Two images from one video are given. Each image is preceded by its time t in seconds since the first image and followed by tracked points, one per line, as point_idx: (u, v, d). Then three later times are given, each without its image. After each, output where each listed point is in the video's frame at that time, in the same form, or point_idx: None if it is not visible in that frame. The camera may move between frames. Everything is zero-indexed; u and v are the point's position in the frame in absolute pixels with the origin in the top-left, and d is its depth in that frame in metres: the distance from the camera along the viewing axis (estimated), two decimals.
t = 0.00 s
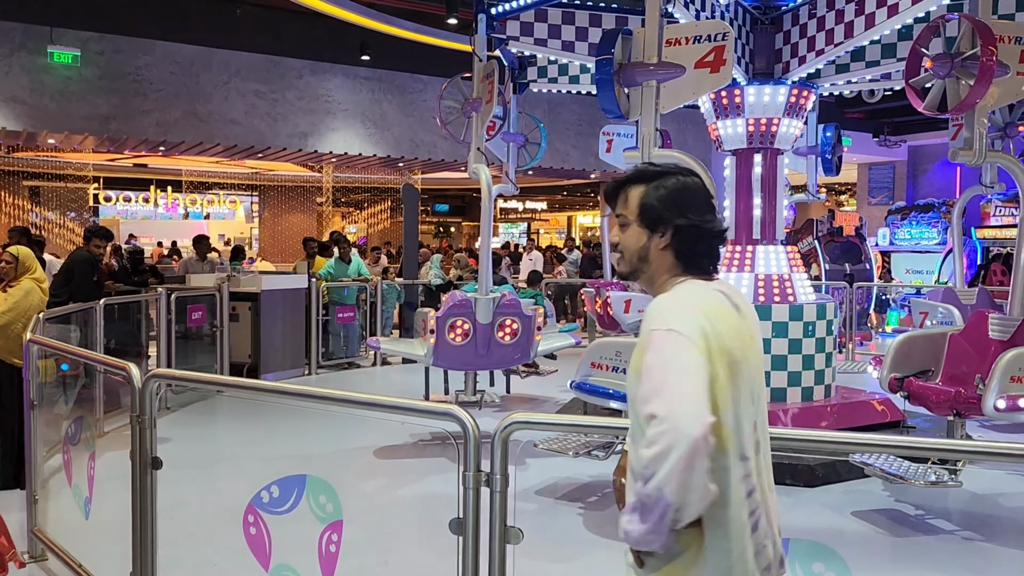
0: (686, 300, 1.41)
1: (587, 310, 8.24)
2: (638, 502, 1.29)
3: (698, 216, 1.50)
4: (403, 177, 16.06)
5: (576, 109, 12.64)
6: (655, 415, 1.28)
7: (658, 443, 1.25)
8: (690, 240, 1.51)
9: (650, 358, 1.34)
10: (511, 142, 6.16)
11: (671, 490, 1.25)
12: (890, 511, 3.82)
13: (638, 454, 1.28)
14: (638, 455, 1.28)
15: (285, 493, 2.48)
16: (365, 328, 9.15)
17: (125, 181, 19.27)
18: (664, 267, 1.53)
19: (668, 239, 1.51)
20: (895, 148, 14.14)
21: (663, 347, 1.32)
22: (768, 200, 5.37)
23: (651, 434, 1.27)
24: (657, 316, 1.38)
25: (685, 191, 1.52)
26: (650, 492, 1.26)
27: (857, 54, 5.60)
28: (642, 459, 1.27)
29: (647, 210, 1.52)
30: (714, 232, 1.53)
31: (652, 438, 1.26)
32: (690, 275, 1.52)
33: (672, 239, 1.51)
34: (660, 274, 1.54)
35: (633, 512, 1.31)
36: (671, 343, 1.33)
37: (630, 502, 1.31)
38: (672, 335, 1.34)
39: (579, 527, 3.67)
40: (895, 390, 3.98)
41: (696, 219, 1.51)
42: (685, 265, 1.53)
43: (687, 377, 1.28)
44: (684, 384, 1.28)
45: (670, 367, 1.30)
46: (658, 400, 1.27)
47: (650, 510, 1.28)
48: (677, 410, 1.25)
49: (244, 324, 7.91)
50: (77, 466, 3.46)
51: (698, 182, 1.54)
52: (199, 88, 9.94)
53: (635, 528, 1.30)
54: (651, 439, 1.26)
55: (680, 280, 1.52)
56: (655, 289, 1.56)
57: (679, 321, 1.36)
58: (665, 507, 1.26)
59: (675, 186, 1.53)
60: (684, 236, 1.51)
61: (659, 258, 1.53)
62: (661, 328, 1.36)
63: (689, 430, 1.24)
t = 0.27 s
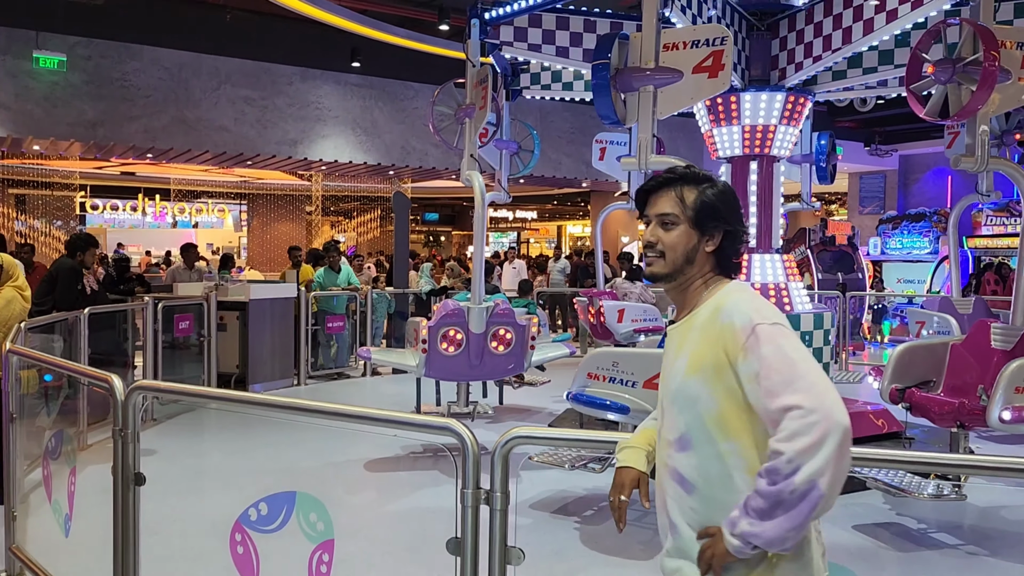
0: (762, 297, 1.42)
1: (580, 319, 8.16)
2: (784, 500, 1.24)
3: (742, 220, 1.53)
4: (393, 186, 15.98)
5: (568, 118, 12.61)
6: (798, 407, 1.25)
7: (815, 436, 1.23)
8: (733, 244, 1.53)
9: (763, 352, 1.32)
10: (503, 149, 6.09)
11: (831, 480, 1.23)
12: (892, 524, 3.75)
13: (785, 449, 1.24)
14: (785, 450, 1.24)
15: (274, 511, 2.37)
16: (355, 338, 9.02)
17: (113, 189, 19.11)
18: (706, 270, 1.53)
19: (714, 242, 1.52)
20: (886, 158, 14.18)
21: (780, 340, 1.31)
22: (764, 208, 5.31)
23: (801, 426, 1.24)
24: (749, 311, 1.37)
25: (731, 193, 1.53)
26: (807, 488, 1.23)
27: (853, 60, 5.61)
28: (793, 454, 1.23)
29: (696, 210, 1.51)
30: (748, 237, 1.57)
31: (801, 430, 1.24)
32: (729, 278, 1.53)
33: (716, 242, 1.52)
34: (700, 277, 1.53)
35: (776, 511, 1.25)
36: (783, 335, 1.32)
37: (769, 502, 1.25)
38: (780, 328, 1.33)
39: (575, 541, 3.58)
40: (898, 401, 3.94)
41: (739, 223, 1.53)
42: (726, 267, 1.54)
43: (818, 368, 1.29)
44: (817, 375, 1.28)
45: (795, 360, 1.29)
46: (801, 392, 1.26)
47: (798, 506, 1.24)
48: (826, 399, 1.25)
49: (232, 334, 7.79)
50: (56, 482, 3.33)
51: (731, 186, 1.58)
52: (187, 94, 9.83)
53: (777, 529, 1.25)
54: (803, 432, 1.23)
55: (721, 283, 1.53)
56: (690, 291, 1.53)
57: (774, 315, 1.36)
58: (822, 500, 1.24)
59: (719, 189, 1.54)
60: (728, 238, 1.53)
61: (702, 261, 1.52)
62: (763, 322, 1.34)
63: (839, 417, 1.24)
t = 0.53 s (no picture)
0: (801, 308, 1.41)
1: (573, 327, 8.08)
2: (869, 514, 1.23)
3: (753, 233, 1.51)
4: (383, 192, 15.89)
5: (560, 124, 12.56)
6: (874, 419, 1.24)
7: (900, 446, 1.22)
8: (744, 258, 1.51)
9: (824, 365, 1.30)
10: (495, 156, 6.03)
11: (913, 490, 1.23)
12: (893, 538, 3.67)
13: (868, 462, 1.22)
14: (869, 465, 1.22)
15: (258, 533, 2.29)
16: (345, 346, 8.91)
17: (101, 196, 18.96)
18: (719, 285, 1.49)
19: (728, 256, 1.49)
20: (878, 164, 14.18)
21: (845, 352, 1.30)
22: (759, 218, 5.24)
23: (883, 437, 1.23)
24: (800, 324, 1.35)
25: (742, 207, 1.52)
26: (895, 499, 1.22)
27: (848, 67, 5.59)
28: (878, 467, 1.21)
29: (712, 223, 1.47)
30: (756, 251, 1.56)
31: (886, 441, 1.22)
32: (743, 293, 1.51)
33: (729, 256, 1.50)
34: (715, 292, 1.49)
35: (861, 527, 1.24)
36: (844, 347, 1.31)
37: (853, 518, 1.23)
38: (838, 339, 1.32)
39: (569, 555, 3.48)
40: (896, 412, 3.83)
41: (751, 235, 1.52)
42: (738, 280, 1.51)
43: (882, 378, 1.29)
44: (884, 385, 1.28)
45: (860, 370, 1.29)
46: (875, 403, 1.25)
47: (887, 518, 1.22)
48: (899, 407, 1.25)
49: (220, 342, 7.69)
50: (34, 500, 3.22)
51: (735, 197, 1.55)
52: (175, 100, 9.72)
53: (863, 544, 1.23)
54: (885, 443, 1.22)
55: (736, 298, 1.50)
56: (706, 308, 1.49)
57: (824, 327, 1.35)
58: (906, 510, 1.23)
59: (731, 202, 1.52)
60: (740, 251, 1.51)
61: (716, 276, 1.49)
62: (818, 334, 1.33)
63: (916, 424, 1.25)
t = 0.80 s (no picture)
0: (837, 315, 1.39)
1: (562, 330, 8.02)
2: (924, 529, 1.21)
3: (769, 229, 1.49)
4: (371, 195, 15.79)
5: (548, 127, 12.51)
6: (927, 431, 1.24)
7: (954, 459, 1.22)
8: (762, 253, 1.49)
9: (872, 376, 1.29)
10: (483, 158, 5.97)
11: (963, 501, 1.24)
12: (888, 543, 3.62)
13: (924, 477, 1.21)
14: (926, 479, 1.21)
15: (239, 546, 2.22)
16: (331, 350, 8.80)
17: (85, 199, 18.77)
18: (737, 284, 1.46)
19: (747, 253, 1.47)
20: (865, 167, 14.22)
21: (890, 363, 1.30)
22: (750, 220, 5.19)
23: (939, 451, 1.22)
24: (842, 332, 1.33)
25: (759, 203, 1.50)
26: (948, 514, 1.22)
27: (839, 68, 5.58)
28: (936, 481, 1.20)
29: (730, 220, 1.45)
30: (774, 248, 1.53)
31: (941, 453, 1.22)
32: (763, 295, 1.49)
33: (748, 254, 1.47)
34: (732, 291, 1.46)
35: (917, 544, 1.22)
36: (887, 358, 1.31)
37: (908, 531, 1.21)
38: (879, 350, 1.32)
39: (560, 563, 3.40)
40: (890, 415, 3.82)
41: (770, 231, 1.49)
42: (756, 280, 1.48)
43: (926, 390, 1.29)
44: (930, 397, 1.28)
45: (908, 384, 1.28)
46: (927, 417, 1.25)
47: (938, 532, 1.22)
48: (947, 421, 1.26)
49: (204, 347, 7.59)
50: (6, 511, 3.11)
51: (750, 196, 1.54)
52: (159, 101, 9.60)
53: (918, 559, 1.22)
54: (940, 457, 1.21)
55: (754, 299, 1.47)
56: (726, 309, 1.46)
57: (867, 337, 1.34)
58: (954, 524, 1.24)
59: (748, 197, 1.49)
60: (759, 248, 1.48)
61: (736, 274, 1.46)
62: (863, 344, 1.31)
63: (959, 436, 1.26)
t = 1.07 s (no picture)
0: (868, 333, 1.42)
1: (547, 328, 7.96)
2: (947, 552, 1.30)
3: (795, 233, 1.50)
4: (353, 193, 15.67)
5: (532, 123, 12.46)
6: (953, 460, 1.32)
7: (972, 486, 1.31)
8: (790, 257, 1.49)
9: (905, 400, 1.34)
10: (467, 154, 5.91)
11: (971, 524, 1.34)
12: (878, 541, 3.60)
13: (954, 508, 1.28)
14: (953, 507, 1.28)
15: (219, 554, 2.16)
16: (314, 349, 8.70)
17: (63, 197, 18.50)
18: (771, 289, 1.46)
19: (779, 258, 1.46)
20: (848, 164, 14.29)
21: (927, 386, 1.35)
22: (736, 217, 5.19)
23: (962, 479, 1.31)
24: (880, 353, 1.37)
25: (787, 207, 1.50)
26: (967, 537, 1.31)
27: (825, 64, 5.60)
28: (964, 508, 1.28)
29: (768, 224, 1.44)
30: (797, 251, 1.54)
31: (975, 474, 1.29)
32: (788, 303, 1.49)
33: (779, 258, 1.47)
34: (766, 299, 1.44)
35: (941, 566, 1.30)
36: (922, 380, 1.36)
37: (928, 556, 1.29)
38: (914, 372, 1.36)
39: (548, 565, 3.36)
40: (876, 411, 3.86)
41: (797, 235, 1.50)
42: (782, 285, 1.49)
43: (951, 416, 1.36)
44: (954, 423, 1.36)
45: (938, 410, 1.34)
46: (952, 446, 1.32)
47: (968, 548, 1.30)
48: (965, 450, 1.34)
49: (185, 347, 7.49)
50: None
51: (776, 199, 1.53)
52: (138, 98, 9.45)
53: None
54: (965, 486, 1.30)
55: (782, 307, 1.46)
56: (762, 317, 1.44)
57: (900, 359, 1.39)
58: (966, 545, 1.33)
59: (780, 201, 1.48)
60: (789, 252, 1.48)
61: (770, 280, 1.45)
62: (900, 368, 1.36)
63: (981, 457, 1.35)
